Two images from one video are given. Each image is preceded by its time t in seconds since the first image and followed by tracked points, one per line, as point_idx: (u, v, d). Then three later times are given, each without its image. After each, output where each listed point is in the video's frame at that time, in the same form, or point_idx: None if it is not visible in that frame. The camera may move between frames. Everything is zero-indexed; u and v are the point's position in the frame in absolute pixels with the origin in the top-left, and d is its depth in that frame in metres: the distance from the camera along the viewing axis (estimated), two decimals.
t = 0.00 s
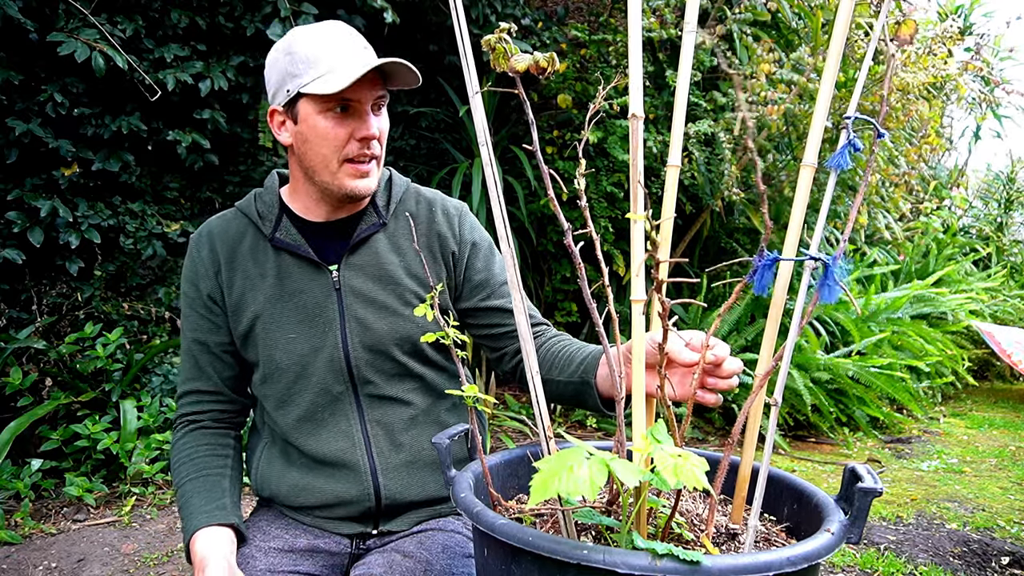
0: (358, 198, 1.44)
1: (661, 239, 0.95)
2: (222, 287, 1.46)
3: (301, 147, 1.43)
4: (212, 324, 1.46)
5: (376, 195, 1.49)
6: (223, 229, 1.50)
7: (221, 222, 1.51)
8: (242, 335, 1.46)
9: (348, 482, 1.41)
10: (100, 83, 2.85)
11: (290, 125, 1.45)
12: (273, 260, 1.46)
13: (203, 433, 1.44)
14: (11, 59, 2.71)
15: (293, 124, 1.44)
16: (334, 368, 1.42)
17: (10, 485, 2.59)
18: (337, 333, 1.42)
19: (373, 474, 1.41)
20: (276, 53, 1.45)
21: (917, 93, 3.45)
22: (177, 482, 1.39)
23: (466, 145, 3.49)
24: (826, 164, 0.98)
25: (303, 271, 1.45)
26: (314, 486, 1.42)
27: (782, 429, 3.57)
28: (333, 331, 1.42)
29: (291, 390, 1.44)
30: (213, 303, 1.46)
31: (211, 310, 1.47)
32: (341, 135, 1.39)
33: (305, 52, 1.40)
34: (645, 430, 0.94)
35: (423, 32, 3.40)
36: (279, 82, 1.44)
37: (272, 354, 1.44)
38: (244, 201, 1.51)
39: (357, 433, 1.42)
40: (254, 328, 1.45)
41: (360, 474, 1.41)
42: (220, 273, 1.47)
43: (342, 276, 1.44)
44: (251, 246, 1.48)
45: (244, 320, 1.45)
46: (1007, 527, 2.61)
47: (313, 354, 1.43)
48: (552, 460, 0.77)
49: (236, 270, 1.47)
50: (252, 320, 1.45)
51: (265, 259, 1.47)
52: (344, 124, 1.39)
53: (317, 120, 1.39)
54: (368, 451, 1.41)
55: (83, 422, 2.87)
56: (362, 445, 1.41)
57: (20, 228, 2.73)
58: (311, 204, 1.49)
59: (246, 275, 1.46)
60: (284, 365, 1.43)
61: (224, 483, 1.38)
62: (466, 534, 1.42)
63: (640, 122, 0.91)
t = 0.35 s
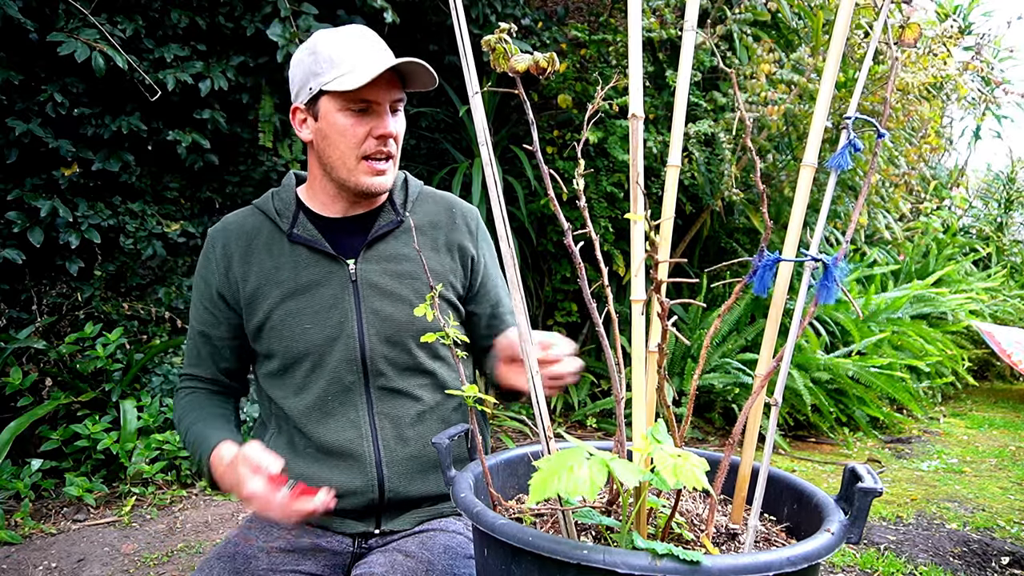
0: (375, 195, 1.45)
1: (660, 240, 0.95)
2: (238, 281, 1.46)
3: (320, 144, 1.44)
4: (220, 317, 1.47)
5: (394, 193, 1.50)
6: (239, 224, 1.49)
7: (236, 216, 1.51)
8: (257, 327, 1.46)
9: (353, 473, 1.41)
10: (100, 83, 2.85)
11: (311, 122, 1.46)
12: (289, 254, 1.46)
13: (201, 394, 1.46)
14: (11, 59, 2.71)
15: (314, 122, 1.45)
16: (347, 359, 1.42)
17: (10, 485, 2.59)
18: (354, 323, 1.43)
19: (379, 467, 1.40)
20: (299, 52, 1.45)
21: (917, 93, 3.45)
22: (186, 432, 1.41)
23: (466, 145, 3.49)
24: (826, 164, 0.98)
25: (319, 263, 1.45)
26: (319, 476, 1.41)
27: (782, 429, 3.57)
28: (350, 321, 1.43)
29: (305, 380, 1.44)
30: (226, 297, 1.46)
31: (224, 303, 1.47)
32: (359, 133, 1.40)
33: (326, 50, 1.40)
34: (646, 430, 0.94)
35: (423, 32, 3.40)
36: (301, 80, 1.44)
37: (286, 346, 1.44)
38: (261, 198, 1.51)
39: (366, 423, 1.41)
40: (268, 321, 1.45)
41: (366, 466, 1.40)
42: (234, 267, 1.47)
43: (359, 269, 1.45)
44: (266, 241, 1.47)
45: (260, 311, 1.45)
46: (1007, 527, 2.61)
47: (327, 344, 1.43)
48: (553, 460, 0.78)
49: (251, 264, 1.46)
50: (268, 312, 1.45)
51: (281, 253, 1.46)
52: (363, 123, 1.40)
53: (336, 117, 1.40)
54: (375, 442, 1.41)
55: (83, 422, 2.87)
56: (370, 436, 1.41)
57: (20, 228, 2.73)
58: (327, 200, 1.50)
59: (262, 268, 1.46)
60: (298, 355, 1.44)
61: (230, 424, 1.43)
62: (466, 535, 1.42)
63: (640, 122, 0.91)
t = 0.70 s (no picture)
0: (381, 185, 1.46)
1: (660, 239, 0.95)
2: (241, 275, 1.45)
3: (324, 141, 1.44)
4: (223, 312, 1.44)
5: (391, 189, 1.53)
6: (242, 219, 1.48)
7: (238, 212, 1.49)
8: (257, 322, 1.44)
9: (351, 468, 1.42)
10: (100, 83, 2.85)
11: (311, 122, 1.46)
12: (292, 249, 1.46)
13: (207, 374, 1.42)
14: (11, 58, 2.71)
15: (316, 121, 1.45)
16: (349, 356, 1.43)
17: (10, 485, 2.59)
18: (357, 319, 1.44)
19: (377, 462, 1.42)
20: (296, 57, 1.47)
21: (917, 93, 3.45)
22: (224, 398, 1.35)
23: (466, 146, 3.49)
24: (826, 164, 0.98)
25: (321, 258, 1.46)
26: (316, 471, 1.42)
27: (782, 429, 3.57)
28: (352, 317, 1.44)
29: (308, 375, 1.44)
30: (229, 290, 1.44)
31: (226, 296, 1.44)
32: (363, 123, 1.41)
33: (322, 50, 1.42)
34: (645, 430, 0.95)
35: (423, 32, 3.40)
36: (300, 83, 1.45)
37: (289, 341, 1.44)
38: (263, 196, 1.51)
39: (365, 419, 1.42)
40: (270, 316, 1.44)
41: (364, 461, 1.42)
42: (237, 260, 1.45)
43: (361, 265, 1.46)
44: (269, 236, 1.47)
45: (261, 306, 1.44)
46: (1007, 527, 2.61)
47: (329, 340, 1.43)
48: (552, 460, 0.77)
49: (254, 258, 1.45)
50: (270, 307, 1.44)
51: (283, 248, 1.46)
52: (365, 113, 1.41)
53: (339, 110, 1.41)
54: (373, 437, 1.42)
55: (83, 422, 2.87)
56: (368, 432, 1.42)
57: (20, 228, 2.73)
58: (334, 199, 1.51)
59: (265, 262, 1.45)
60: (301, 350, 1.44)
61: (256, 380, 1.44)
62: (463, 535, 1.42)
63: (640, 122, 0.91)
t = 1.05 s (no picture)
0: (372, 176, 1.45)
1: (660, 239, 0.95)
2: (232, 276, 1.43)
3: (311, 135, 1.44)
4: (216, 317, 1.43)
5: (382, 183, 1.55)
6: (232, 220, 1.48)
7: (227, 215, 1.49)
8: (252, 323, 1.44)
9: (351, 467, 1.42)
10: (100, 84, 2.85)
11: (296, 120, 1.47)
12: (285, 247, 1.45)
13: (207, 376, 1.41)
14: (11, 58, 2.71)
15: (301, 118, 1.46)
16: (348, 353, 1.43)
17: (10, 485, 2.59)
18: (356, 315, 1.44)
19: (376, 460, 1.42)
20: (275, 57, 1.48)
21: (917, 93, 3.45)
22: (219, 391, 1.34)
23: (466, 146, 3.49)
24: (826, 164, 0.98)
25: (316, 255, 1.45)
26: (318, 471, 1.42)
27: (782, 429, 3.56)
28: (351, 313, 1.44)
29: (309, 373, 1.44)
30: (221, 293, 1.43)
31: (218, 299, 1.43)
32: (348, 113, 1.41)
33: (300, 46, 1.43)
34: (645, 429, 0.95)
35: (423, 32, 3.41)
36: (282, 81, 1.46)
37: (287, 339, 1.43)
38: (251, 196, 1.50)
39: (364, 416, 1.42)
40: (266, 315, 1.43)
41: (364, 459, 1.42)
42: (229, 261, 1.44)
43: (357, 260, 1.46)
44: (261, 236, 1.46)
45: (256, 306, 1.43)
46: (1007, 527, 2.61)
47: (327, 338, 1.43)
48: (552, 460, 0.77)
49: (247, 258, 1.44)
50: (265, 307, 1.43)
51: (276, 246, 1.45)
52: (350, 102, 1.42)
53: (324, 103, 1.42)
54: (373, 435, 1.42)
55: (83, 422, 2.87)
56: (369, 429, 1.42)
57: (20, 228, 2.73)
58: (326, 195, 1.51)
59: (258, 261, 1.44)
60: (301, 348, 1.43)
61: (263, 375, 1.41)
62: (463, 535, 1.42)
63: (640, 122, 0.91)
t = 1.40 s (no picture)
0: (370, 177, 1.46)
1: (660, 239, 0.95)
2: (228, 282, 1.43)
3: (308, 136, 1.44)
4: (210, 322, 1.43)
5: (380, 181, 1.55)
6: (227, 225, 1.48)
7: (221, 218, 1.49)
8: (254, 327, 1.44)
9: (355, 469, 1.42)
10: (100, 84, 2.85)
11: (292, 119, 1.47)
12: (284, 250, 1.46)
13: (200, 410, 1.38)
14: (11, 58, 2.71)
15: (297, 117, 1.45)
16: (351, 354, 1.42)
17: (10, 485, 2.59)
18: (358, 316, 1.43)
19: (381, 462, 1.41)
20: (271, 53, 1.48)
21: (917, 93, 3.45)
22: (183, 451, 1.29)
23: (466, 146, 3.49)
24: (825, 164, 0.98)
25: (316, 257, 1.46)
26: (323, 473, 1.43)
27: (782, 429, 3.56)
28: (353, 314, 1.43)
29: (313, 375, 1.43)
30: (218, 299, 1.42)
31: (216, 304, 1.43)
32: (347, 114, 1.41)
33: (297, 44, 1.42)
34: (645, 429, 0.95)
35: (423, 33, 3.41)
36: (278, 79, 1.46)
37: (290, 342, 1.43)
38: (246, 199, 1.50)
39: (368, 417, 1.42)
40: (268, 319, 1.44)
41: (368, 461, 1.41)
42: (226, 265, 1.44)
43: (359, 259, 1.46)
44: (258, 239, 1.46)
45: (256, 311, 1.44)
46: (1007, 527, 2.61)
47: (329, 341, 1.42)
48: (553, 460, 0.78)
49: (246, 262, 1.45)
50: (266, 311, 1.43)
51: (274, 249, 1.46)
52: (348, 103, 1.42)
53: (321, 103, 1.41)
54: (377, 437, 1.42)
55: (83, 422, 2.87)
56: (373, 431, 1.41)
57: (20, 228, 2.73)
58: (322, 195, 1.52)
59: (256, 265, 1.44)
60: (304, 351, 1.43)
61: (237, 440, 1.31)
62: (465, 535, 1.41)
63: (640, 122, 0.91)
